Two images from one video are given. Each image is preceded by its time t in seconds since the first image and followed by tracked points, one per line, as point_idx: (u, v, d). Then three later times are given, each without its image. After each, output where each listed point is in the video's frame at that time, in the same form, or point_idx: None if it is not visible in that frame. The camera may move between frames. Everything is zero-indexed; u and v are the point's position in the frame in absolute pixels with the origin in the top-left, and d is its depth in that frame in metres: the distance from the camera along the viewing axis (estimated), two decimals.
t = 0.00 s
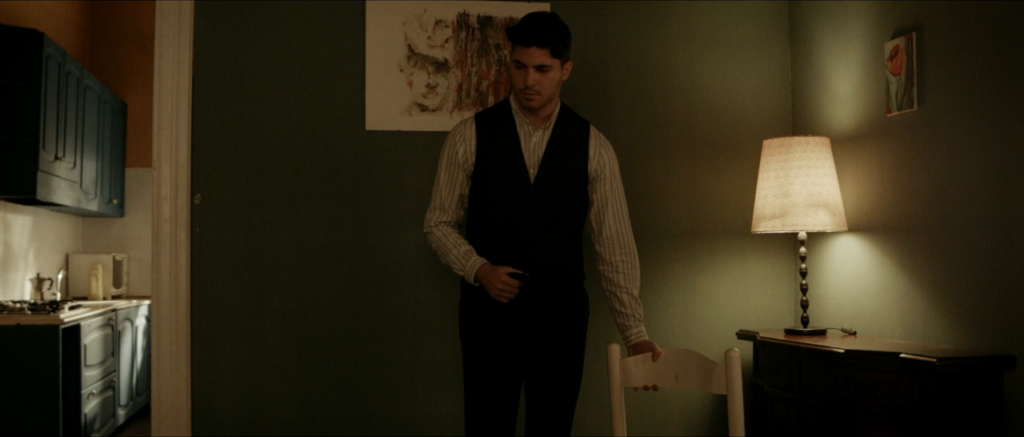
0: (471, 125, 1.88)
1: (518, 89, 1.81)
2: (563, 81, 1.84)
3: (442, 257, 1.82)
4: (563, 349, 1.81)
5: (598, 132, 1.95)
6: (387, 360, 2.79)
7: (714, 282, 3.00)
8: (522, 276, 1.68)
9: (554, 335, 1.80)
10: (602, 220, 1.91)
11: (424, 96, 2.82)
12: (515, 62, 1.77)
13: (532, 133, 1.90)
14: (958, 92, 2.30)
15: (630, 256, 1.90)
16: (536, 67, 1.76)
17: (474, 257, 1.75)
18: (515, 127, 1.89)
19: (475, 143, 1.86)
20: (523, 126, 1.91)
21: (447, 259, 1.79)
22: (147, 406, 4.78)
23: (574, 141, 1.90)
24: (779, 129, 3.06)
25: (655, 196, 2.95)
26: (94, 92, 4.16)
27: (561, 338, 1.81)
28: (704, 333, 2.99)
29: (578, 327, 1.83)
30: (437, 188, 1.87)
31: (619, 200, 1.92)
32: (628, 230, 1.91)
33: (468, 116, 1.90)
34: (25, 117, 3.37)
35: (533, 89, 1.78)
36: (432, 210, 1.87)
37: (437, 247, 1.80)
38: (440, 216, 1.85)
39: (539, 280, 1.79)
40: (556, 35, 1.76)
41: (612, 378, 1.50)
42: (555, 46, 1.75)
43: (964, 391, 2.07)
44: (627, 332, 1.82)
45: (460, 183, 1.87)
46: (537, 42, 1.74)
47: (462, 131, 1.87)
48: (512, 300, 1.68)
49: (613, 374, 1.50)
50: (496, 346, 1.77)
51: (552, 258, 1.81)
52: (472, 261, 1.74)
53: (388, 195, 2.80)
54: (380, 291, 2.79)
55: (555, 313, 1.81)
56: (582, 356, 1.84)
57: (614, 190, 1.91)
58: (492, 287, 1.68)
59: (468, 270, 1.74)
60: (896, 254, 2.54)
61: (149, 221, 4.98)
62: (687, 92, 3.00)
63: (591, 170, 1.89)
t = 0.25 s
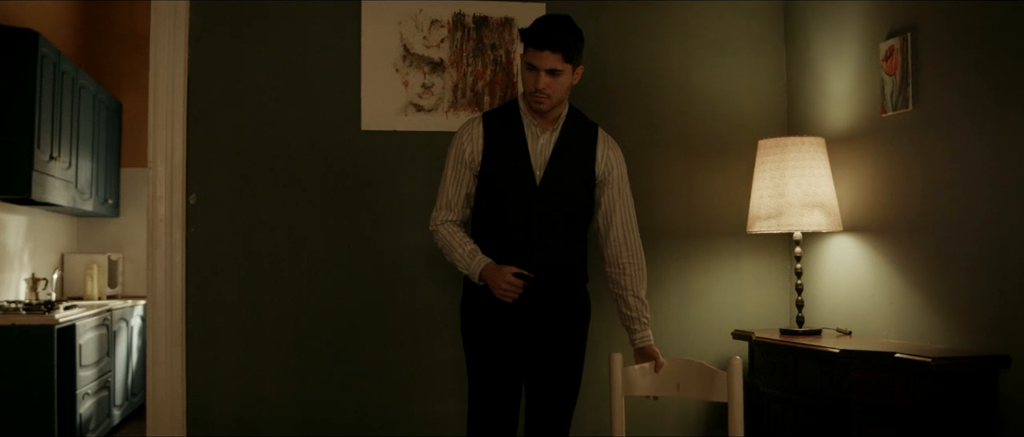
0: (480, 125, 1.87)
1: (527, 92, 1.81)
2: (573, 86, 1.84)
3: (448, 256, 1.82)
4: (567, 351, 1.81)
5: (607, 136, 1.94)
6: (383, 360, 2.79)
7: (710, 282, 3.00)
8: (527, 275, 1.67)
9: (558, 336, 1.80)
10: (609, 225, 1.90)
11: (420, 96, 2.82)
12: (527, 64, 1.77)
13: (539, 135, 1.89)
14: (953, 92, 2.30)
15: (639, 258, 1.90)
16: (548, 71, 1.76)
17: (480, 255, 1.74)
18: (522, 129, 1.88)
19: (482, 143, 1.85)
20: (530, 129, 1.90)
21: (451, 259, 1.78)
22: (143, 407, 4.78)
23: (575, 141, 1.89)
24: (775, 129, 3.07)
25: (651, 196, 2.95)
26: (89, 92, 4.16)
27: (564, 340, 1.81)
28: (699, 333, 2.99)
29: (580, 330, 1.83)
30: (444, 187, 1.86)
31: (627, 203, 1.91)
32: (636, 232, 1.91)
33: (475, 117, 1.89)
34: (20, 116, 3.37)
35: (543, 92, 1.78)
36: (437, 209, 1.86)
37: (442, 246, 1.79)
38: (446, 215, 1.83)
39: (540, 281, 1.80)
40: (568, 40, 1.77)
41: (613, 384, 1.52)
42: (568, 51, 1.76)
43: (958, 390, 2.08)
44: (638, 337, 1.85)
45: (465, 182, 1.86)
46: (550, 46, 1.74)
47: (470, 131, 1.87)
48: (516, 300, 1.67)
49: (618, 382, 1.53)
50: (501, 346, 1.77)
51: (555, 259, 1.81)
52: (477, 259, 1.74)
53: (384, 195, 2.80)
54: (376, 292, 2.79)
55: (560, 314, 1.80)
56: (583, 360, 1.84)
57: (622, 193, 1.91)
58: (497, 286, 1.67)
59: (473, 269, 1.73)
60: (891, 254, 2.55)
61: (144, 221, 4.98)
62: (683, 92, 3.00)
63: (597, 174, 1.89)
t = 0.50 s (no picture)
0: (478, 123, 1.87)
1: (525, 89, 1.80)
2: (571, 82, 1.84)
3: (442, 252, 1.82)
4: (562, 350, 1.81)
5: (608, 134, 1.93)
6: (379, 360, 2.79)
7: (706, 282, 3.01)
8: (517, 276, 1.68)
9: (551, 342, 1.80)
10: (612, 225, 1.89)
11: (415, 96, 2.82)
12: (523, 60, 1.77)
13: (538, 133, 1.89)
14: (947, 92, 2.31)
15: (642, 257, 1.88)
16: (544, 67, 1.76)
17: (473, 253, 1.75)
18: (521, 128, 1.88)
19: (480, 142, 1.85)
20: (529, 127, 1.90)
21: (445, 255, 1.79)
22: (138, 407, 4.77)
23: (573, 141, 1.89)
24: (770, 129, 3.07)
25: (646, 196, 2.96)
26: (85, 92, 4.15)
27: (558, 339, 1.81)
28: (695, 333, 2.99)
29: (578, 329, 1.83)
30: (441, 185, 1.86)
31: (629, 203, 1.91)
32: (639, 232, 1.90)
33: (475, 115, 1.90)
34: (15, 116, 3.36)
35: (540, 88, 1.78)
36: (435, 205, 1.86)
37: (438, 243, 1.80)
38: (443, 212, 1.84)
39: (537, 280, 1.79)
40: (564, 36, 1.76)
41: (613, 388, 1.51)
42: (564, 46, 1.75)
43: (952, 390, 2.08)
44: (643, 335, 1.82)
45: (462, 182, 1.86)
46: (546, 42, 1.74)
47: (468, 129, 1.87)
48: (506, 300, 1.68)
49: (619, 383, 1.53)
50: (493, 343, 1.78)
51: (554, 259, 1.81)
52: (470, 258, 1.74)
53: (380, 195, 2.80)
54: (371, 292, 2.79)
55: (556, 313, 1.80)
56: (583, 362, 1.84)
57: (625, 193, 1.91)
58: (488, 286, 1.68)
59: (466, 268, 1.74)
60: (886, 254, 2.55)
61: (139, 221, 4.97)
62: (678, 92, 3.00)
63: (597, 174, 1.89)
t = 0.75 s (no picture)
0: (461, 125, 1.76)
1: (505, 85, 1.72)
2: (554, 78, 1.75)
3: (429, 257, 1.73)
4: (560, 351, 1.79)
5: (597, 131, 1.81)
6: (374, 360, 2.79)
7: (703, 281, 3.01)
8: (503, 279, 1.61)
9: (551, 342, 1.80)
10: (604, 220, 1.79)
11: (412, 96, 2.81)
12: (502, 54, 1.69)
13: (523, 133, 1.79)
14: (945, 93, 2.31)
15: (636, 252, 1.79)
16: (524, 61, 1.68)
17: (460, 257, 1.66)
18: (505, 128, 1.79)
19: (463, 144, 1.74)
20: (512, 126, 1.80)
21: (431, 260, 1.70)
22: (135, 407, 4.77)
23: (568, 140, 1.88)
24: (767, 130, 3.07)
25: (642, 197, 2.96)
26: (81, 92, 4.15)
27: (551, 344, 1.71)
28: (692, 332, 3.00)
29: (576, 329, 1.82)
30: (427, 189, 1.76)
31: (621, 195, 1.80)
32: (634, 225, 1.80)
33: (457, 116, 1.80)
34: (10, 115, 3.36)
35: (521, 83, 1.69)
36: (422, 211, 1.76)
37: (424, 251, 1.70)
38: (429, 218, 1.74)
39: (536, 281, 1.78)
40: (544, 27, 1.69)
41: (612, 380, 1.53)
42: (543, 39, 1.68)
43: (949, 390, 2.09)
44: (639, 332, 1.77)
45: (448, 185, 1.75)
46: (523, 34, 1.67)
47: (451, 131, 1.76)
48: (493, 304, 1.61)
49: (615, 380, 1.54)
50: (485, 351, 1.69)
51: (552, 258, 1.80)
52: (456, 263, 1.65)
53: (377, 196, 2.80)
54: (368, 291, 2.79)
55: (546, 317, 1.71)
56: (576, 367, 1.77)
57: (616, 186, 1.79)
58: (475, 291, 1.61)
59: (452, 273, 1.65)
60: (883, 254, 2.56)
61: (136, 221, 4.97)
62: (675, 92, 3.00)
63: (586, 171, 1.78)
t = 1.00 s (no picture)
0: (424, 125, 1.66)
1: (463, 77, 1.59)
2: (514, 67, 1.62)
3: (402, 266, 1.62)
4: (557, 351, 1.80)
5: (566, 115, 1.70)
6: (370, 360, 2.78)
7: (700, 282, 3.01)
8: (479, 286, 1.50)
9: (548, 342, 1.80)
10: (581, 207, 1.69)
11: (408, 96, 2.80)
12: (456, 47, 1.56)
13: (490, 126, 1.66)
14: (941, 93, 2.31)
15: (615, 240, 1.68)
16: (480, 52, 1.55)
17: (434, 264, 1.55)
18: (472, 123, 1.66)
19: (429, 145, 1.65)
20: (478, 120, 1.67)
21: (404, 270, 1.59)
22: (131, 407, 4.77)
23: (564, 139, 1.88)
24: (763, 129, 3.07)
25: (639, 197, 2.96)
26: (77, 92, 4.14)
27: (534, 349, 1.56)
28: (690, 332, 3.01)
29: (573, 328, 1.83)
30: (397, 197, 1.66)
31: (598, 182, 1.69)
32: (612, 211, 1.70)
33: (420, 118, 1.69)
34: (6, 115, 3.35)
35: (480, 75, 1.56)
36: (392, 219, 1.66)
37: (396, 259, 1.60)
38: (399, 225, 1.64)
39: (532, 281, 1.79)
40: (497, 13, 1.55)
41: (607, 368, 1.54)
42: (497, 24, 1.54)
43: (945, 390, 2.09)
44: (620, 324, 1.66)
45: (416, 190, 1.66)
46: (477, 24, 1.53)
47: (416, 132, 1.66)
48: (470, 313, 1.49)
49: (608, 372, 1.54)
50: (462, 359, 1.54)
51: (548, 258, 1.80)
52: (430, 270, 1.54)
53: (373, 196, 2.80)
54: (364, 291, 2.78)
55: (529, 319, 1.56)
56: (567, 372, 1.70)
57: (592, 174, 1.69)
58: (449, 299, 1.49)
59: (426, 281, 1.54)
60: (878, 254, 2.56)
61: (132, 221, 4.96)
62: (671, 92, 3.00)
63: (558, 162, 1.67)
